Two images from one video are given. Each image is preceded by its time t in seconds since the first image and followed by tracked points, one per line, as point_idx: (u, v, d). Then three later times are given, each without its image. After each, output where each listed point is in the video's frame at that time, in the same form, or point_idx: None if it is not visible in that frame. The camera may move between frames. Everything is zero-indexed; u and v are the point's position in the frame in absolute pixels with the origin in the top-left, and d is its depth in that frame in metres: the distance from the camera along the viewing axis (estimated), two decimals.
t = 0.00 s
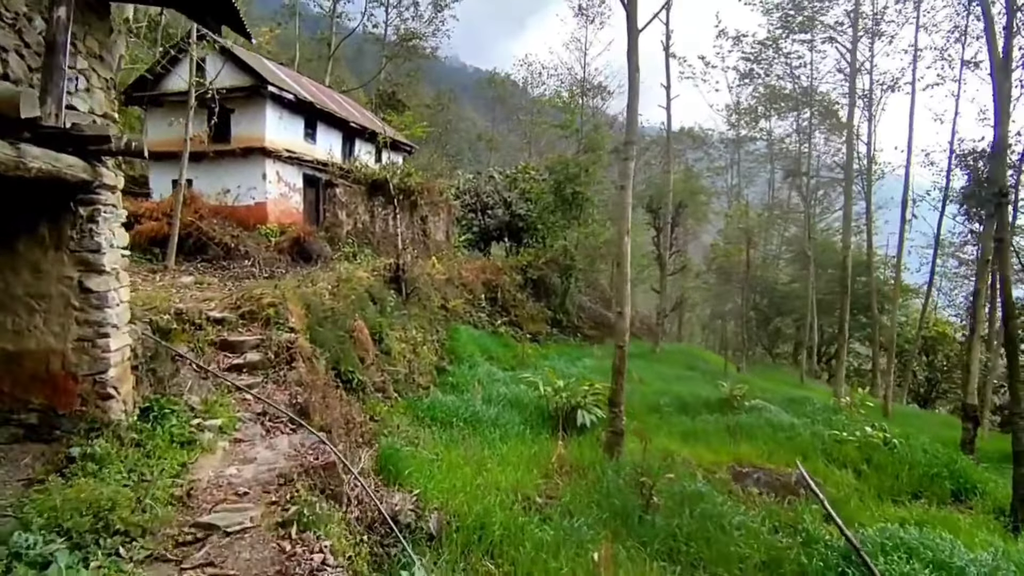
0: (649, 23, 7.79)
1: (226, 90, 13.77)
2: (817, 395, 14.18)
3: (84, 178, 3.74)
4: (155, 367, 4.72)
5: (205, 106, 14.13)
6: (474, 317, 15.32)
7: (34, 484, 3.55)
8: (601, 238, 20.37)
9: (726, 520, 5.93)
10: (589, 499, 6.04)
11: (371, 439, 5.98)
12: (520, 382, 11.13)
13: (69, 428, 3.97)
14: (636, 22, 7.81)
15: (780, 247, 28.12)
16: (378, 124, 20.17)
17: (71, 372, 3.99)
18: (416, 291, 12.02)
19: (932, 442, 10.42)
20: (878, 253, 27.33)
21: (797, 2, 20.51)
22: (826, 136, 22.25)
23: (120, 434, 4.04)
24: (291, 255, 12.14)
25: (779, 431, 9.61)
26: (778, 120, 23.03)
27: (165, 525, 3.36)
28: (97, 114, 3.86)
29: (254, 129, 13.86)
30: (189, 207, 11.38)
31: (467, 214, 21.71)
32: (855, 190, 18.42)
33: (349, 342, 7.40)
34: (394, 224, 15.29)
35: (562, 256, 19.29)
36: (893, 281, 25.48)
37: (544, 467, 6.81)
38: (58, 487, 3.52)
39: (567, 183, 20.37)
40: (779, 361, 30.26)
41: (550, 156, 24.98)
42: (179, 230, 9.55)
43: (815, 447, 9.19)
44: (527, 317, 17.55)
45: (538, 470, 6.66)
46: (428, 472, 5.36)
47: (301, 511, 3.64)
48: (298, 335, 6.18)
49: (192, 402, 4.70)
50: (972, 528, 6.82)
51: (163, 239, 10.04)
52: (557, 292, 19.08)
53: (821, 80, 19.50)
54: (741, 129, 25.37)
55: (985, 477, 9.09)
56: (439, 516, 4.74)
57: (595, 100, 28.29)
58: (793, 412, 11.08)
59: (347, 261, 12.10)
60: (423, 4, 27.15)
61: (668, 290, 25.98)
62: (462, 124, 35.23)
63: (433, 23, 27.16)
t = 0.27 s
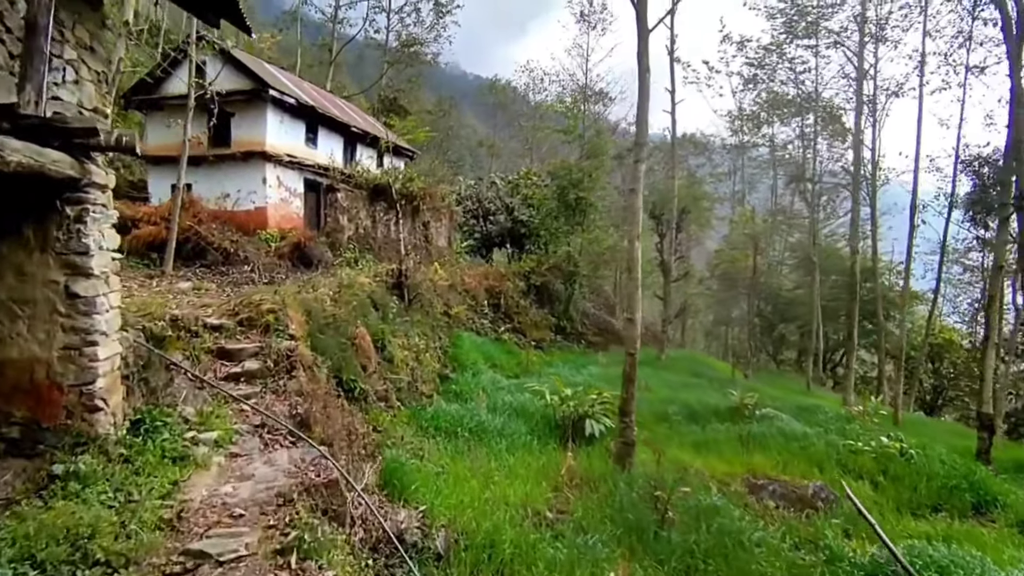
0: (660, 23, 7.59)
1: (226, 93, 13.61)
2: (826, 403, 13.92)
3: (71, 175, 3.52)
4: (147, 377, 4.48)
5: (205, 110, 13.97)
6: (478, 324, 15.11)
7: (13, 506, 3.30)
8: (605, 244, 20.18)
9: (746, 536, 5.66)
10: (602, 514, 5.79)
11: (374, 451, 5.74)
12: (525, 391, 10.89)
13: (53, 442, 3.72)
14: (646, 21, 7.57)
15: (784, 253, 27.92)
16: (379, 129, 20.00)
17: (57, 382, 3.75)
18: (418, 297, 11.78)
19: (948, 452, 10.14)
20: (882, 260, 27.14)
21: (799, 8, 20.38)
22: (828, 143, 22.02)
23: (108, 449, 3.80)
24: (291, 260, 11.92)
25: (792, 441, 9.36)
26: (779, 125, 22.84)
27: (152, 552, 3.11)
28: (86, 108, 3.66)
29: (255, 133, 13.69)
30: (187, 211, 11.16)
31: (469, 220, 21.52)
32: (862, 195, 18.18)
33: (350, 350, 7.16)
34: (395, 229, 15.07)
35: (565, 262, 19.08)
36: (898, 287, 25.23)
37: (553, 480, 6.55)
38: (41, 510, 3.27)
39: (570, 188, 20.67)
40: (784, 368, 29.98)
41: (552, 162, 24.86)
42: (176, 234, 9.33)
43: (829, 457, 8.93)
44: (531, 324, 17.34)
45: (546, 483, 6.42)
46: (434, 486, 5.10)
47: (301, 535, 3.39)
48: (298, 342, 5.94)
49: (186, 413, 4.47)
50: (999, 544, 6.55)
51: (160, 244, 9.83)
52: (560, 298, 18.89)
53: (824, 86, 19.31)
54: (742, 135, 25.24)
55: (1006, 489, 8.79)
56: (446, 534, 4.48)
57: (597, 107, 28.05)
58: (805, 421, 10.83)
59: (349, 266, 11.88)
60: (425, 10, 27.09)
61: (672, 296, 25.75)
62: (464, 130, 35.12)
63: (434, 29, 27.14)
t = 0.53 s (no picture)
0: (672, 26, 7.37)
1: (226, 100, 13.42)
2: (838, 414, 13.62)
3: (54, 178, 3.24)
4: (138, 395, 4.21)
5: (205, 117, 13.80)
6: (481, 334, 14.87)
7: None
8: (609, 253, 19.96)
9: (770, 560, 5.35)
10: (617, 536, 5.49)
11: (378, 471, 5.45)
12: (531, 403, 10.63)
13: (32, 467, 3.38)
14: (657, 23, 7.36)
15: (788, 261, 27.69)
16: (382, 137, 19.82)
17: (37, 402, 3.45)
18: (421, 307, 11.53)
19: (968, 467, 9.83)
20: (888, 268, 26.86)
21: (801, 16, 20.23)
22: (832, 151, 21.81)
23: (92, 473, 3.50)
24: (291, 269, 11.66)
25: (808, 455, 9.06)
26: (782, 134, 22.65)
27: None
28: (72, 105, 3.41)
29: (255, 140, 13.50)
30: (185, 219, 10.92)
31: (471, 228, 21.33)
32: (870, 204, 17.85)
33: (352, 363, 6.89)
34: (397, 238, 14.84)
35: (569, 271, 18.88)
36: (904, 296, 24.98)
37: (564, 498, 6.26)
38: (14, 545, 2.95)
39: (574, 197, 20.05)
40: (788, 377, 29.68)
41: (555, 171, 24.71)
42: (174, 242, 9.09)
43: (847, 472, 8.63)
44: (534, 334, 17.11)
45: (557, 502, 6.12)
46: (441, 509, 4.81)
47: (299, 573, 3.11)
48: (298, 355, 5.68)
49: (179, 432, 4.21)
50: None
51: (157, 252, 9.58)
52: (565, 307, 18.67)
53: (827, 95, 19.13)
54: (745, 144, 25.08)
55: None
56: (454, 562, 4.19)
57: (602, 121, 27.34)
58: (819, 434, 10.53)
59: (350, 275, 11.62)
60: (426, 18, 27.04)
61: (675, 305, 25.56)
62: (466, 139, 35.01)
63: (436, 38, 27.04)
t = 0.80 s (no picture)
0: (686, 29, 7.18)
1: (230, 107, 13.31)
2: (852, 425, 13.33)
3: (46, 182, 3.04)
4: (135, 411, 4.01)
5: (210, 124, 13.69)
6: (487, 344, 14.69)
7: None
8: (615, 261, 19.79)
9: None
10: (636, 556, 5.23)
11: (385, 489, 5.24)
12: (540, 415, 10.43)
13: (19, 490, 3.15)
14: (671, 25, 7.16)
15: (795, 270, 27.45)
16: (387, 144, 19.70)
17: (26, 420, 3.23)
18: (428, 316, 11.35)
19: (992, 481, 9.52)
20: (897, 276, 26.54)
21: (806, 23, 20.00)
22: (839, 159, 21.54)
23: (84, 496, 3.27)
24: (295, 278, 11.47)
25: (826, 469, 8.79)
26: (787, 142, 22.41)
27: None
28: (67, 105, 3.24)
29: (259, 148, 13.37)
30: (188, 227, 10.75)
31: (476, 236, 21.20)
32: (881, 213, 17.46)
33: (358, 374, 6.67)
34: (403, 246, 14.64)
35: (576, 280, 18.70)
36: (915, 304, 24.62)
37: (578, 516, 6.01)
38: None
39: (580, 204, 20.43)
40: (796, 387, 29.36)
41: (560, 178, 24.59)
42: (176, 251, 8.92)
43: (867, 487, 8.34)
44: (541, 343, 16.92)
45: (571, 520, 5.89)
46: (452, 529, 4.57)
47: None
48: (303, 368, 5.47)
49: (178, 450, 4.02)
50: None
51: (159, 260, 9.40)
52: (571, 316, 18.51)
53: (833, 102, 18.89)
54: (750, 151, 24.91)
55: None
56: None
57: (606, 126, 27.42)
58: (836, 446, 10.26)
59: (356, 284, 11.43)
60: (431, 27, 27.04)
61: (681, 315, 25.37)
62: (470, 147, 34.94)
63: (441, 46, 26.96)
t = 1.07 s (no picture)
0: (712, 29, 6.95)
1: (243, 116, 13.27)
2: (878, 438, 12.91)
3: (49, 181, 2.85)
4: (141, 426, 3.80)
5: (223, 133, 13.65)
6: (501, 354, 14.49)
7: None
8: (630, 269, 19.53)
9: None
10: None
11: (402, 508, 5.01)
12: (557, 427, 10.16)
13: (18, 512, 2.94)
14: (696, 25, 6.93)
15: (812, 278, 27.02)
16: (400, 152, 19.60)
17: (27, 437, 3.02)
18: (442, 325, 11.13)
19: None
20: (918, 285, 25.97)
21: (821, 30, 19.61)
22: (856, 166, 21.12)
23: (86, 520, 3.06)
24: (308, 286, 11.30)
25: (858, 485, 8.42)
26: (803, 149, 22.00)
27: None
28: (73, 100, 3.06)
29: (272, 156, 13.31)
30: (200, 235, 10.63)
31: (488, 245, 21.06)
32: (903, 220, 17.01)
33: (374, 386, 6.44)
34: (417, 254, 14.45)
35: (590, 289, 18.44)
36: (937, 313, 24.05)
37: (603, 536, 5.72)
38: None
39: (595, 213, 20.32)
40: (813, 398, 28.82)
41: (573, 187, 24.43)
42: (188, 259, 8.79)
43: (902, 505, 7.97)
44: (556, 353, 16.69)
45: (596, 541, 5.61)
46: (474, 552, 4.31)
47: None
48: (318, 380, 5.26)
49: (187, 467, 3.81)
50: None
51: (171, 269, 9.27)
52: (586, 325, 18.28)
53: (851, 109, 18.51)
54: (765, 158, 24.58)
55: None
56: None
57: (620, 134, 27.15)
58: (865, 461, 9.88)
59: (369, 293, 11.25)
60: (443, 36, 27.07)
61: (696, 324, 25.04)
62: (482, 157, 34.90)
63: (453, 55, 27.00)
